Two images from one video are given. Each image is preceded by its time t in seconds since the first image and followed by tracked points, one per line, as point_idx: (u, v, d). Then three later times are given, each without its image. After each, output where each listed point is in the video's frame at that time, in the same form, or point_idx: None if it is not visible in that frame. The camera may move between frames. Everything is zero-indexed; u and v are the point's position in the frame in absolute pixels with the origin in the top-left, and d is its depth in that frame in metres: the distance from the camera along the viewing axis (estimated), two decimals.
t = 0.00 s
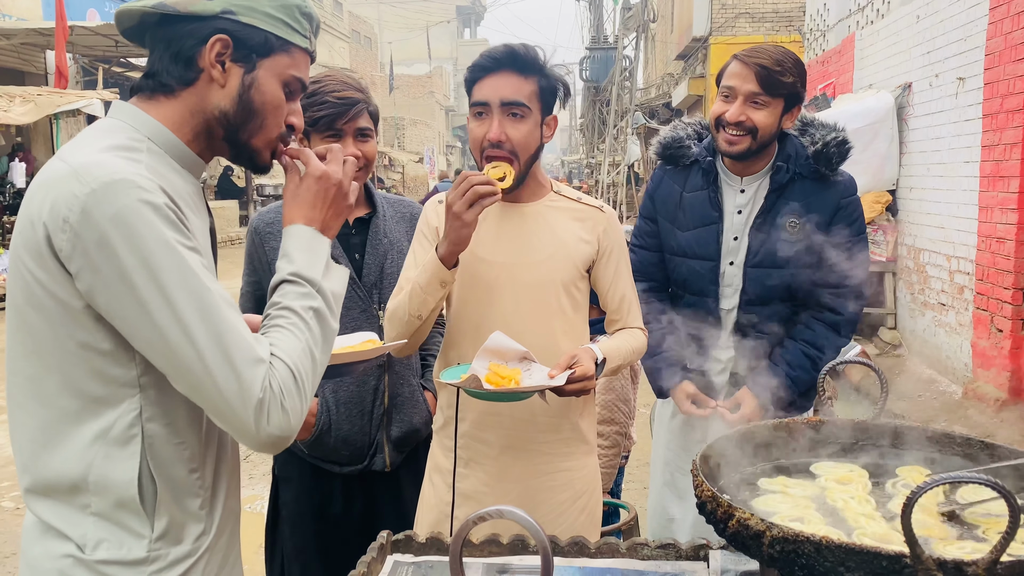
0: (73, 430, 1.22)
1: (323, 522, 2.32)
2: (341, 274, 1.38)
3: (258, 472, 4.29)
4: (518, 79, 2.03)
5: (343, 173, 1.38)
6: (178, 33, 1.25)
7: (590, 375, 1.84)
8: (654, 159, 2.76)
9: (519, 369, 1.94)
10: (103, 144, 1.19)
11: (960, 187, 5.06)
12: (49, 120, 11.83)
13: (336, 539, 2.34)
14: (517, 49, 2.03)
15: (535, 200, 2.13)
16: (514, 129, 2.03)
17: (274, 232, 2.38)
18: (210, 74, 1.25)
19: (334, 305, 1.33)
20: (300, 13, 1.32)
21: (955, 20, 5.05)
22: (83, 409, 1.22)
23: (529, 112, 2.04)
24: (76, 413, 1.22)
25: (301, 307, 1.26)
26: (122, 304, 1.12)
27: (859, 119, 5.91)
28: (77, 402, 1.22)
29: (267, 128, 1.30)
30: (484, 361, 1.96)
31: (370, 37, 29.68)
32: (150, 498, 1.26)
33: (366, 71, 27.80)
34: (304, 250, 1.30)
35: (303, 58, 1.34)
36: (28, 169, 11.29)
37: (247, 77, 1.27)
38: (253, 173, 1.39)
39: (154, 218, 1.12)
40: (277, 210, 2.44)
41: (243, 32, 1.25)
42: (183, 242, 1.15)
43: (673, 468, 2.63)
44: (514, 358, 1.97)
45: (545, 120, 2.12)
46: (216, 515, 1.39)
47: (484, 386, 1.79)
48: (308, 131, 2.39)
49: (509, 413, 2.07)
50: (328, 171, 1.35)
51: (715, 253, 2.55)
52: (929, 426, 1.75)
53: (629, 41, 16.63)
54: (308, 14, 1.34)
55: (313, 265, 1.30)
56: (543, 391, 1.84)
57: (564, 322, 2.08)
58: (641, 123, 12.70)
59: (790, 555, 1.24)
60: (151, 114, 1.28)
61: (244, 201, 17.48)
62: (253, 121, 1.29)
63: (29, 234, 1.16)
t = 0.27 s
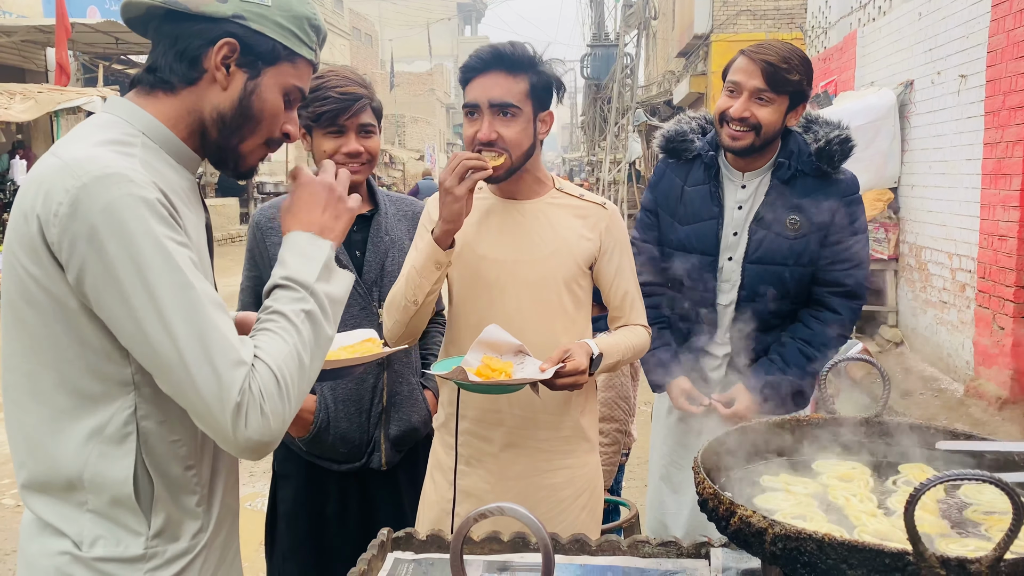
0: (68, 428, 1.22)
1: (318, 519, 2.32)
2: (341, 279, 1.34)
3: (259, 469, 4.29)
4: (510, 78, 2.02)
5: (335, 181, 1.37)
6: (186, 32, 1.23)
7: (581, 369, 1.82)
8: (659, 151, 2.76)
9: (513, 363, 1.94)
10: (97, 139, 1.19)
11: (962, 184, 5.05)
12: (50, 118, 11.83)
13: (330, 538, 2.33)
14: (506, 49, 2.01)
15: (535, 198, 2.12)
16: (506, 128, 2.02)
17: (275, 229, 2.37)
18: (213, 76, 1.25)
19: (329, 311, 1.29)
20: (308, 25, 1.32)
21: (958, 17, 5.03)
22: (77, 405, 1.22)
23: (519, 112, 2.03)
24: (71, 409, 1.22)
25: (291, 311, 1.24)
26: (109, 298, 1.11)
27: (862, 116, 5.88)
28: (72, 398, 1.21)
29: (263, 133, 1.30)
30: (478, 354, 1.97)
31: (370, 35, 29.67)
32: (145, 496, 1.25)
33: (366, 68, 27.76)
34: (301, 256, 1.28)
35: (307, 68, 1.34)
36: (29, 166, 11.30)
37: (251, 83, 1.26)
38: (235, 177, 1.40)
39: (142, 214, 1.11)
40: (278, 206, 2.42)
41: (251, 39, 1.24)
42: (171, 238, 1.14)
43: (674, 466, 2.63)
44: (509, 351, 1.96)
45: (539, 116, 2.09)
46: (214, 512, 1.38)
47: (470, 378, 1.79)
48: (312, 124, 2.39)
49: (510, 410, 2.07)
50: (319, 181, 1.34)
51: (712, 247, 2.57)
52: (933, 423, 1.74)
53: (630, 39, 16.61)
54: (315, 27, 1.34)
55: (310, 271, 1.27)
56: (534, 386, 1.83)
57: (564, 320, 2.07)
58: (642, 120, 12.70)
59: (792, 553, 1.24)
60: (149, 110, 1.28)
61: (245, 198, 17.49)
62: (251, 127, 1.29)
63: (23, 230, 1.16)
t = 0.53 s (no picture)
0: (67, 426, 1.22)
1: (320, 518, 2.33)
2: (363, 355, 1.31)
3: (261, 467, 4.30)
4: (511, 76, 2.03)
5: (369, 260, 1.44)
6: (186, 31, 1.23)
7: (577, 351, 1.83)
8: (660, 148, 2.77)
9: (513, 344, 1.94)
10: (97, 137, 1.19)
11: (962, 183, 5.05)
12: (51, 116, 11.83)
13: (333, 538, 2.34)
14: (507, 47, 2.02)
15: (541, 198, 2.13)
16: (506, 128, 2.02)
17: (275, 228, 2.37)
18: (210, 76, 1.25)
19: (338, 367, 1.25)
20: (309, 31, 1.33)
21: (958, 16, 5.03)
22: (77, 402, 1.22)
23: (522, 110, 2.03)
24: (71, 406, 1.22)
25: (297, 355, 1.22)
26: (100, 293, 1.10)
27: (863, 115, 5.84)
28: (74, 395, 1.22)
29: (256, 134, 1.31)
30: (479, 333, 1.98)
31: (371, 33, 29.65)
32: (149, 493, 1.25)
33: (367, 66, 27.74)
34: (328, 317, 1.29)
35: (304, 73, 1.35)
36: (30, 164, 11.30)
37: (247, 84, 1.27)
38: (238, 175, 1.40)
39: (137, 212, 1.10)
40: (278, 206, 2.42)
41: (251, 41, 1.25)
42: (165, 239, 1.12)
43: (675, 464, 2.63)
44: (510, 333, 1.96)
45: (542, 116, 2.09)
46: (219, 506, 1.39)
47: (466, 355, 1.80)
48: (312, 126, 2.40)
49: (513, 408, 2.07)
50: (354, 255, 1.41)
51: (711, 244, 2.57)
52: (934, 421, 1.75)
53: (631, 37, 16.61)
54: (316, 33, 1.35)
55: (329, 326, 1.27)
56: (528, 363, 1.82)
57: (568, 318, 2.08)
58: (642, 118, 12.70)
59: (794, 550, 1.24)
60: (145, 107, 1.28)
61: (246, 196, 17.49)
62: (245, 128, 1.29)
63: (25, 227, 1.16)
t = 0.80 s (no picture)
0: (65, 423, 1.22)
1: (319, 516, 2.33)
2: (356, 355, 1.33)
3: (262, 465, 4.31)
4: (513, 75, 2.02)
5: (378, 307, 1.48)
6: (184, 31, 1.23)
7: (573, 346, 1.84)
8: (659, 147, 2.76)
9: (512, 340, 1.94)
10: (94, 136, 1.19)
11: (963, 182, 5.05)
12: (53, 114, 11.83)
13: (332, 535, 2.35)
14: (509, 46, 2.02)
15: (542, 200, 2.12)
16: (509, 127, 2.01)
17: (272, 227, 2.37)
18: (208, 77, 1.25)
19: (335, 365, 1.26)
20: (309, 35, 1.33)
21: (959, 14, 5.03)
22: (74, 400, 1.22)
23: (524, 109, 2.02)
24: (69, 404, 1.22)
25: (295, 352, 1.23)
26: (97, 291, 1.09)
27: (863, 113, 5.89)
28: (72, 393, 1.22)
29: (252, 135, 1.31)
30: (479, 330, 2.00)
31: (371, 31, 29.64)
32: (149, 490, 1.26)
33: (367, 65, 27.72)
34: (322, 318, 1.30)
35: (302, 76, 1.35)
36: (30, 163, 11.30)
37: (245, 87, 1.27)
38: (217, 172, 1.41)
39: (136, 210, 1.11)
40: (276, 204, 2.42)
41: (250, 44, 1.25)
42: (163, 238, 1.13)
43: (675, 462, 2.63)
44: (510, 329, 1.97)
45: (547, 113, 2.08)
46: (219, 503, 1.40)
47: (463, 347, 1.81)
48: (309, 127, 2.38)
49: (514, 408, 2.08)
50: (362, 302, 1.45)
51: (714, 243, 2.56)
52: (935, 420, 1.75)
53: (631, 36, 16.61)
54: (316, 38, 1.35)
55: (324, 326, 1.28)
56: (525, 359, 1.83)
57: (573, 318, 2.08)
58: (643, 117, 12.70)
59: (795, 549, 1.24)
60: (142, 106, 1.29)
61: (247, 195, 17.50)
62: (241, 129, 1.29)
63: (21, 226, 1.16)
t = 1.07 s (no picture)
0: (63, 420, 1.22)
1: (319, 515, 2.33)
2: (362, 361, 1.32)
3: (262, 464, 4.31)
4: (498, 74, 2.02)
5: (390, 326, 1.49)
6: (183, 35, 1.23)
7: (564, 356, 1.83)
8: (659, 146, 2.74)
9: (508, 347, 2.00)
10: (92, 133, 1.19)
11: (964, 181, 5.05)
12: (53, 113, 11.82)
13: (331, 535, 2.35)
14: (496, 44, 2.01)
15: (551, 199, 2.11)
16: (489, 123, 2.02)
17: (269, 226, 2.36)
18: (207, 82, 1.25)
19: (341, 367, 1.26)
20: (309, 39, 1.32)
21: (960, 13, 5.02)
22: (71, 398, 1.21)
23: (503, 105, 2.00)
24: (66, 402, 1.21)
25: (302, 350, 1.23)
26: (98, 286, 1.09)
27: (863, 113, 5.91)
28: (69, 392, 1.21)
29: (252, 140, 1.31)
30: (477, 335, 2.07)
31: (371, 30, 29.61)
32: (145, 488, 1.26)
33: (367, 64, 27.70)
34: (330, 320, 1.30)
35: (302, 81, 1.34)
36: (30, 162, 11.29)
37: (244, 92, 1.26)
38: (211, 177, 1.41)
39: (137, 206, 1.11)
40: (273, 204, 2.41)
41: (249, 49, 1.24)
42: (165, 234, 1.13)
43: (676, 462, 2.63)
44: (508, 335, 2.04)
45: (532, 111, 2.02)
46: (216, 502, 1.40)
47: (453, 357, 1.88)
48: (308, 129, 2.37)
49: (515, 408, 2.08)
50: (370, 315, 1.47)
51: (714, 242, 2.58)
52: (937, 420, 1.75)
53: (632, 35, 16.60)
54: (316, 41, 1.35)
55: (331, 327, 1.28)
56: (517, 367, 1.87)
57: (571, 320, 2.08)
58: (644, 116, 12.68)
59: (798, 549, 1.24)
60: (141, 107, 1.28)
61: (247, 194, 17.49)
62: (240, 134, 1.29)
63: (19, 223, 1.16)
